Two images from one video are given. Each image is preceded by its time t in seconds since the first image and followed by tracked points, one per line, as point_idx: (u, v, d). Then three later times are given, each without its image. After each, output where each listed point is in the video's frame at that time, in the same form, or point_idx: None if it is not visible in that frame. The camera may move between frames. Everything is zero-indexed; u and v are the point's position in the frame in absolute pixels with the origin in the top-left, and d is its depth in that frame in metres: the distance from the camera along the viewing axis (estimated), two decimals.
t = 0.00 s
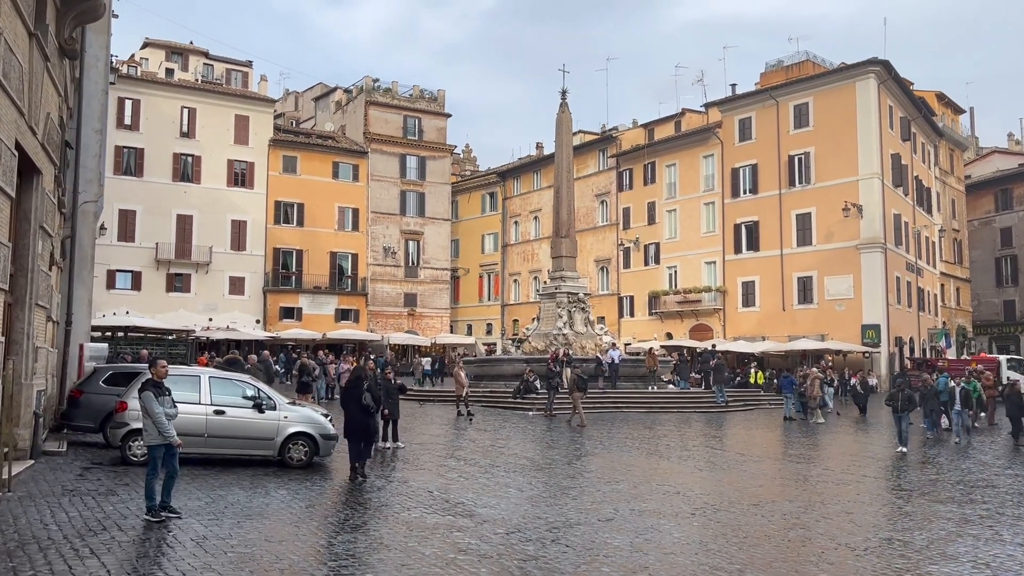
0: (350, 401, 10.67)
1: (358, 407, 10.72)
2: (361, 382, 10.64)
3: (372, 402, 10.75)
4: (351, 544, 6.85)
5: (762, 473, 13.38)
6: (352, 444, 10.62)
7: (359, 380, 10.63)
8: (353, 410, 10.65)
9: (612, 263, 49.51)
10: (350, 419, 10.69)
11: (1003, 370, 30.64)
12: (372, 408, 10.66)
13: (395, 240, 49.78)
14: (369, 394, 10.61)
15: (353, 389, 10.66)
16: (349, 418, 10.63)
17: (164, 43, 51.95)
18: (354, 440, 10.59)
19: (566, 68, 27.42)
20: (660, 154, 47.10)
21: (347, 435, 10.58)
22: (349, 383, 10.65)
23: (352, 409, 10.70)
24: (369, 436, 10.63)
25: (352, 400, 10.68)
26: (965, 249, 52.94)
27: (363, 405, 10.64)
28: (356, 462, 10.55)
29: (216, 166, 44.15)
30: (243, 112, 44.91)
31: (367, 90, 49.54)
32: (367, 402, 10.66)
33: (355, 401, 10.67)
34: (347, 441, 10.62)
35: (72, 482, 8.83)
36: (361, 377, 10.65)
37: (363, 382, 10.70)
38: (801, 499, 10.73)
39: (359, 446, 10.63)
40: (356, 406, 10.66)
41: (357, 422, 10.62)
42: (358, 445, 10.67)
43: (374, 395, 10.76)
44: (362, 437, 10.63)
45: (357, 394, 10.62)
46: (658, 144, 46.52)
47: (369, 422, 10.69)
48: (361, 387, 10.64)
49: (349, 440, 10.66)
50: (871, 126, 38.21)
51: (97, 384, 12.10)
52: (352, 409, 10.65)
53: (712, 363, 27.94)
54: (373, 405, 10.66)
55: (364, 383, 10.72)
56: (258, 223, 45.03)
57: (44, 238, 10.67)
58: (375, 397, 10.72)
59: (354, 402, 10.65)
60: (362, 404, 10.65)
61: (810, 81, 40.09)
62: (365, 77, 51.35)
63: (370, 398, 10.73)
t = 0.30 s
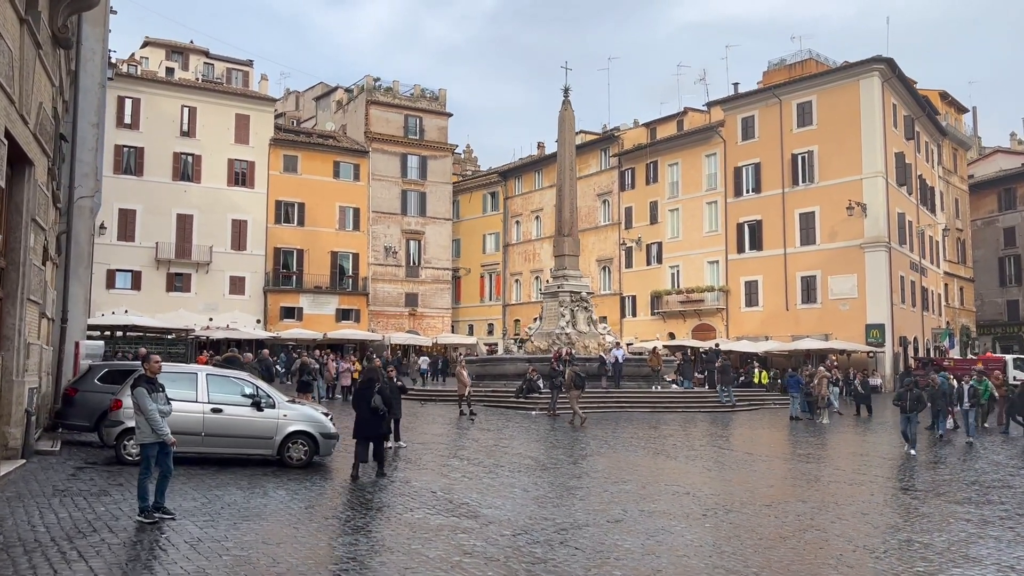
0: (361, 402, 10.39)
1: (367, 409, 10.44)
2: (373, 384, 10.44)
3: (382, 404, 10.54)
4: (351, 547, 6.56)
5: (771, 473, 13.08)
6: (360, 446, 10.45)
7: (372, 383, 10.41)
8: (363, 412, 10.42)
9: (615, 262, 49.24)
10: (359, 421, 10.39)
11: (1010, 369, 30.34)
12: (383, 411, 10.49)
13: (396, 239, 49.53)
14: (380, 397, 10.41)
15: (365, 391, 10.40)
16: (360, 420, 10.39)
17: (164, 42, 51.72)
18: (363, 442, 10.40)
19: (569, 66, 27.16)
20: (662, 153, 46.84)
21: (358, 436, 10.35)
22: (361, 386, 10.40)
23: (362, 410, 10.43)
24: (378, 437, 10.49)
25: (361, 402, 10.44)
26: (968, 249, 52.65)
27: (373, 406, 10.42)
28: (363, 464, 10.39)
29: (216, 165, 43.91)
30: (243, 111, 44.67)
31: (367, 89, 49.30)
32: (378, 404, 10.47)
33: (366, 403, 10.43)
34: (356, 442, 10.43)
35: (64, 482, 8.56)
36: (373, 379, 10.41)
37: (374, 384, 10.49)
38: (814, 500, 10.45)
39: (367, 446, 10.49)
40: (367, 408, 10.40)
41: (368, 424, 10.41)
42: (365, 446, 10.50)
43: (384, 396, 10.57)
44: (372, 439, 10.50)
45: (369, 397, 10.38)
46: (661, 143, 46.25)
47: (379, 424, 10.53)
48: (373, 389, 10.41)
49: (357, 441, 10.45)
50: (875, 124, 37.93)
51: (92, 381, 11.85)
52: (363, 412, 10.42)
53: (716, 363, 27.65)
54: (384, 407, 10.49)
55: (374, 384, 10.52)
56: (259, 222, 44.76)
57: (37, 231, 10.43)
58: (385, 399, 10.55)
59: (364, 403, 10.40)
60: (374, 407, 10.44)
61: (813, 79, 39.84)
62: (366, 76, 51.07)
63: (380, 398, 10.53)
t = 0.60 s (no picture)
0: (376, 403, 10.38)
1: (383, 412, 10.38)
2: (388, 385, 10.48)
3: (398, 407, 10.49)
4: (352, 562, 6.25)
5: (782, 479, 12.76)
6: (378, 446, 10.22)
7: (387, 384, 10.46)
8: (379, 413, 10.32)
9: (617, 263, 48.93)
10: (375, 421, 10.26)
11: (1018, 372, 30.00)
12: (400, 412, 10.42)
13: (397, 240, 49.24)
14: (396, 398, 10.42)
15: (379, 393, 10.42)
16: (376, 420, 10.27)
17: (163, 42, 51.41)
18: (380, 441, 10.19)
19: (572, 65, 26.83)
20: (665, 153, 46.51)
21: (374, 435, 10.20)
22: (376, 387, 10.43)
23: (377, 411, 10.36)
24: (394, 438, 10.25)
25: (377, 403, 10.41)
26: (973, 250, 52.30)
27: (389, 408, 10.37)
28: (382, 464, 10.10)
29: (215, 166, 43.60)
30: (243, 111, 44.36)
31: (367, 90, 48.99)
32: (394, 405, 10.44)
33: (382, 404, 10.39)
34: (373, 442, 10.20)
35: (55, 492, 8.25)
36: (387, 380, 10.46)
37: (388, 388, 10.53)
38: (829, 508, 10.12)
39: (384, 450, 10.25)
40: (382, 409, 10.36)
41: (385, 424, 10.25)
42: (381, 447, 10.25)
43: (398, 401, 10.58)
44: (390, 440, 10.29)
45: (385, 396, 10.39)
46: (663, 143, 45.93)
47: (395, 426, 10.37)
48: (388, 390, 10.44)
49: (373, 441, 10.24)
50: (880, 124, 37.63)
51: (85, 386, 11.54)
52: (379, 412, 10.33)
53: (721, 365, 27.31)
54: (401, 408, 10.45)
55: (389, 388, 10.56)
56: (258, 223, 44.44)
57: (27, 230, 10.12)
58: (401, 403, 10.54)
59: (380, 405, 10.39)
60: (390, 408, 10.39)
61: (817, 79, 39.54)
62: (366, 77, 50.76)
63: (396, 402, 10.54)
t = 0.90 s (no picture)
0: (388, 406, 10.27)
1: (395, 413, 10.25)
2: (399, 387, 10.29)
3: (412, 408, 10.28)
4: (358, 567, 5.99)
5: (794, 479, 12.48)
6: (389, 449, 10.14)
7: (399, 385, 10.29)
8: (391, 414, 10.22)
9: (619, 263, 48.68)
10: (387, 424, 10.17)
11: None
12: (412, 413, 10.24)
13: (398, 240, 48.99)
14: (408, 399, 10.21)
15: (392, 394, 10.28)
16: (388, 422, 10.20)
17: (163, 41, 51.15)
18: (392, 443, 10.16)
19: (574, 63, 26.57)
20: (667, 152, 46.24)
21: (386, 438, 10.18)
22: (389, 388, 10.31)
23: (389, 413, 10.27)
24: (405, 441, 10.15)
25: (390, 404, 10.30)
26: (976, 250, 52.03)
27: (401, 409, 10.22)
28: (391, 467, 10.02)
29: (215, 165, 43.33)
30: (243, 110, 44.09)
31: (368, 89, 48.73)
32: (406, 407, 10.23)
33: (394, 405, 10.26)
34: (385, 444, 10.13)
35: (50, 493, 7.97)
36: (399, 382, 10.30)
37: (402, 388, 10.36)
38: (847, 509, 9.84)
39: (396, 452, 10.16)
40: (394, 411, 10.22)
41: (396, 426, 10.14)
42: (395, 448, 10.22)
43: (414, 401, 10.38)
44: (401, 442, 10.18)
45: (397, 397, 10.24)
46: (666, 142, 45.67)
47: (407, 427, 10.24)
48: (401, 391, 10.26)
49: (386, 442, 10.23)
50: (885, 123, 37.36)
51: (81, 384, 11.27)
52: (390, 414, 10.23)
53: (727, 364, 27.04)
54: (413, 409, 10.25)
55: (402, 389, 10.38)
56: (259, 222, 44.18)
57: (21, 224, 9.89)
58: (415, 402, 10.33)
59: (392, 407, 10.24)
60: (402, 409, 10.23)
61: (821, 77, 39.28)
62: (367, 75, 50.48)
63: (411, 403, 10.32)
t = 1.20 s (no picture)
0: (397, 406, 10.47)
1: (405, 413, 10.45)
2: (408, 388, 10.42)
3: (422, 407, 10.45)
4: None
5: (806, 484, 12.20)
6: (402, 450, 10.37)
7: (408, 386, 10.41)
8: (401, 415, 10.40)
9: (621, 264, 48.42)
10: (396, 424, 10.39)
11: None
12: (421, 413, 10.41)
13: (399, 240, 48.73)
14: (417, 399, 10.33)
15: (401, 396, 10.41)
16: (397, 423, 10.42)
17: (162, 40, 50.89)
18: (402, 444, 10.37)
19: (577, 61, 26.31)
20: (669, 152, 45.98)
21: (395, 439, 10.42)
22: (397, 389, 10.46)
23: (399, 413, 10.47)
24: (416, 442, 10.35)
25: (400, 405, 10.47)
26: (980, 250, 51.78)
27: (410, 409, 10.37)
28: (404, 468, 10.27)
29: (215, 165, 43.06)
30: (243, 110, 43.82)
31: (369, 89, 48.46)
32: (415, 407, 10.40)
33: (403, 406, 10.42)
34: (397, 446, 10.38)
35: (42, 500, 7.71)
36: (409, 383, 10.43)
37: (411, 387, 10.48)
38: (863, 516, 9.57)
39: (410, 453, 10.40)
40: (403, 411, 10.42)
41: (405, 427, 10.37)
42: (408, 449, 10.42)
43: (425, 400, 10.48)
44: (412, 443, 10.38)
45: (406, 398, 10.36)
46: (668, 142, 45.42)
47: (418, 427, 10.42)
48: (410, 392, 10.39)
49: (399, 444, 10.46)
50: (889, 123, 37.11)
51: (76, 388, 11.00)
52: (400, 415, 10.42)
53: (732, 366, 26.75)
54: (422, 409, 10.40)
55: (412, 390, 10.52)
56: (259, 223, 43.91)
57: (14, 222, 9.64)
58: (424, 401, 10.46)
59: (401, 407, 10.44)
60: (411, 409, 10.39)
61: (825, 77, 39.04)
62: (367, 75, 50.20)
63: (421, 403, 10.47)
